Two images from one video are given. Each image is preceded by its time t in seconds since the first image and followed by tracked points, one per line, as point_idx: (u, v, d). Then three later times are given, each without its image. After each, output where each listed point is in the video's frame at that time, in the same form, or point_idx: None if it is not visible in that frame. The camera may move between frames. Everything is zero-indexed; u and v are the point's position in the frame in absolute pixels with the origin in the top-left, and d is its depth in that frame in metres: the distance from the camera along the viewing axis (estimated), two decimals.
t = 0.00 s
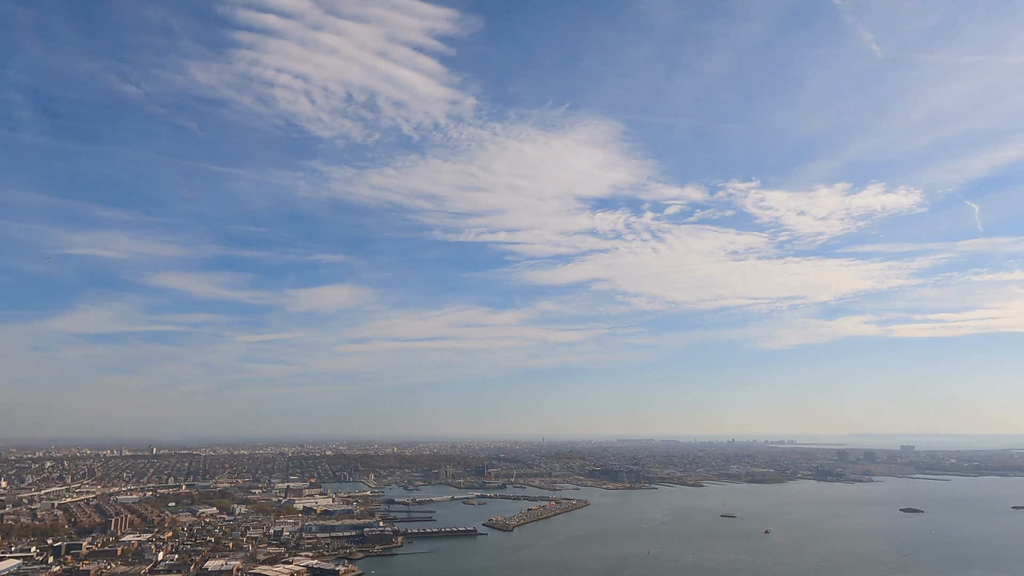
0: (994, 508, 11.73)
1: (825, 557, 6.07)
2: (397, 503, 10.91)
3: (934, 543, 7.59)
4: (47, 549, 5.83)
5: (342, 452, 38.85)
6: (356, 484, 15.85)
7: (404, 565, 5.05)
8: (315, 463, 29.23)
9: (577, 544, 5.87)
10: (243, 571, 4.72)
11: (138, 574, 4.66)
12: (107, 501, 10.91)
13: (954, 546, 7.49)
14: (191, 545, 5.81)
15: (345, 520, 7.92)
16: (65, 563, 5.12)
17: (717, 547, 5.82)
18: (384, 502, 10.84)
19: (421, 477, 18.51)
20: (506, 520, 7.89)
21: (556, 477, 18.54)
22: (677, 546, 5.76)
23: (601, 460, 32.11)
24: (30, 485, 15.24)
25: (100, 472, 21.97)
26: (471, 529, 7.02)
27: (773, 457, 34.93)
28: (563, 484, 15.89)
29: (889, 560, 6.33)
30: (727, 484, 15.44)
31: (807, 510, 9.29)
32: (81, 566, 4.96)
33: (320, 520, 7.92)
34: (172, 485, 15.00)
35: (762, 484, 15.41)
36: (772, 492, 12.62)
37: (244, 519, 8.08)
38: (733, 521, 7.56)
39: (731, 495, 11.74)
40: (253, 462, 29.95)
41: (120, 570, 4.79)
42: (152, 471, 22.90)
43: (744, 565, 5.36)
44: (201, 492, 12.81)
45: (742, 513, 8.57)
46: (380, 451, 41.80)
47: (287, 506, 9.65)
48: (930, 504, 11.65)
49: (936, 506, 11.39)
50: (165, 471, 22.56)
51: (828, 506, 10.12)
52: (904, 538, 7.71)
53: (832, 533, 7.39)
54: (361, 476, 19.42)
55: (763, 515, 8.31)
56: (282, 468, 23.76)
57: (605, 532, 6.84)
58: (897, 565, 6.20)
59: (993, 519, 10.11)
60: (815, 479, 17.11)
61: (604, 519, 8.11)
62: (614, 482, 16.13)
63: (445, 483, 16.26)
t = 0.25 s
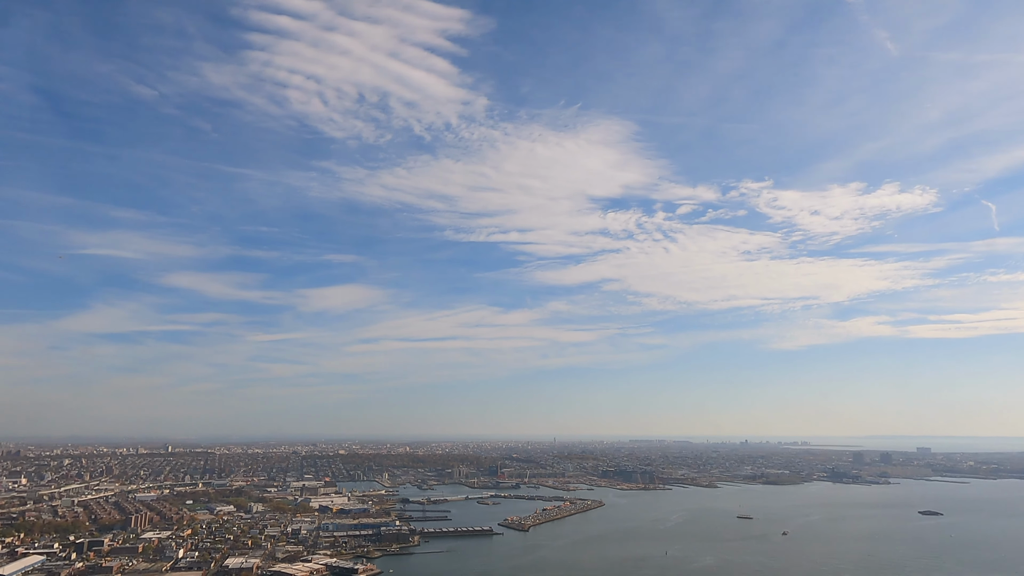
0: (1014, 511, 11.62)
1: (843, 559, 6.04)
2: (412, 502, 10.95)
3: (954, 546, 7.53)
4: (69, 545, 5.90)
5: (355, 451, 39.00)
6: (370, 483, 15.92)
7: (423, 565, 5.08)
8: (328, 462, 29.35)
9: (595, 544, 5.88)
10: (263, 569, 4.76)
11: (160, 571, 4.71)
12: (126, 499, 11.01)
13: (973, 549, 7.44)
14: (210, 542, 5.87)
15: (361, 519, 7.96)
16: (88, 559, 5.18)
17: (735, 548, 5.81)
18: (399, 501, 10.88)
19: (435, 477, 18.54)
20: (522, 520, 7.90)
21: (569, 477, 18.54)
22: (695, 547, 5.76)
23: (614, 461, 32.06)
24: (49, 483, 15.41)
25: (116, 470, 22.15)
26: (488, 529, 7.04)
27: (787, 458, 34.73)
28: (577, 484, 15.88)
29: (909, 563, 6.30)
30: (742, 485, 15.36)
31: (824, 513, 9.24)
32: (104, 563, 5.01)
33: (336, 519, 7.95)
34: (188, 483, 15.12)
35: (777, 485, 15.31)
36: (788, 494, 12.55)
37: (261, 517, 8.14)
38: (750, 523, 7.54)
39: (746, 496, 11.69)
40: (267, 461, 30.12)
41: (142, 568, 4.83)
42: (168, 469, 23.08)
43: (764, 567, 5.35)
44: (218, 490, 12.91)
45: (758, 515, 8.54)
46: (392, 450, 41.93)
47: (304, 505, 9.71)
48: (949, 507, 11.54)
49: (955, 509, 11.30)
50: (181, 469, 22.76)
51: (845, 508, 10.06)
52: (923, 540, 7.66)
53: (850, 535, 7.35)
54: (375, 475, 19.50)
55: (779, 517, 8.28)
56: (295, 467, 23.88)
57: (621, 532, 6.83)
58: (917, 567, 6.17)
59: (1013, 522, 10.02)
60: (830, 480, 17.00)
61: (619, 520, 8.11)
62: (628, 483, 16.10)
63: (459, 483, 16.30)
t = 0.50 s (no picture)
0: None
1: (863, 562, 5.99)
2: (428, 501, 10.99)
3: (976, 550, 7.44)
4: (92, 542, 5.98)
5: (369, 451, 39.18)
6: (385, 482, 16.00)
7: (439, 565, 5.09)
8: (343, 461, 29.50)
9: (611, 546, 5.85)
10: (283, 567, 4.79)
11: (182, 569, 4.75)
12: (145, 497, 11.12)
13: (997, 554, 7.33)
14: (230, 540, 5.92)
15: (378, 518, 8.01)
16: (110, 556, 5.25)
17: (753, 550, 5.78)
18: (415, 501, 10.91)
19: (449, 477, 18.56)
20: (538, 520, 7.91)
21: (584, 477, 18.53)
22: (713, 549, 5.73)
23: (627, 461, 32.01)
24: (69, 480, 15.60)
25: (134, 467, 22.35)
26: (504, 529, 7.06)
27: (803, 460, 34.47)
28: (592, 485, 15.84)
29: (930, 567, 6.23)
30: (758, 487, 15.25)
31: (843, 515, 9.16)
32: (126, 560, 5.07)
33: (354, 518, 7.99)
34: (206, 481, 15.24)
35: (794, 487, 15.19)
36: (806, 496, 12.46)
37: (279, 515, 8.21)
38: (769, 525, 7.48)
39: (763, 498, 11.61)
40: (282, 460, 30.28)
41: (164, 565, 4.88)
42: (185, 467, 23.29)
43: (782, 569, 5.32)
44: (235, 489, 13.00)
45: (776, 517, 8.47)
46: (406, 449, 42.05)
47: (320, 504, 9.77)
48: (970, 510, 11.39)
49: (976, 512, 11.15)
50: (198, 468, 22.96)
51: (864, 511, 9.96)
52: (944, 544, 7.57)
53: (869, 538, 7.28)
54: (390, 475, 19.59)
55: (797, 520, 8.22)
56: (310, 467, 24.00)
57: (638, 533, 6.81)
58: (939, 571, 6.10)
59: None
60: (847, 482, 16.83)
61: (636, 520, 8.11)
62: (642, 483, 16.05)
63: (474, 482, 16.34)
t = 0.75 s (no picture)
0: None
1: (884, 566, 5.94)
2: (443, 502, 11.02)
3: (998, 555, 7.36)
4: (114, 540, 6.04)
5: (383, 451, 39.33)
6: (400, 483, 16.06)
7: (458, 565, 5.11)
8: (357, 461, 29.64)
9: (629, 548, 5.84)
10: (303, 567, 4.82)
11: (204, 567, 4.79)
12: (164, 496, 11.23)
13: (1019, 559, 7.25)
14: (250, 539, 5.97)
15: (394, 518, 8.04)
16: (132, 554, 5.30)
17: (773, 554, 5.75)
18: (431, 501, 10.96)
19: (463, 477, 18.59)
20: (554, 521, 7.91)
21: (598, 479, 18.50)
22: (732, 552, 5.70)
23: (641, 463, 31.94)
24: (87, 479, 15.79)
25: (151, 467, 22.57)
26: (521, 530, 7.07)
27: (819, 462, 34.22)
28: (606, 486, 15.83)
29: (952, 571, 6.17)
30: (774, 489, 15.16)
31: (861, 518, 9.09)
32: (148, 558, 5.12)
33: (371, 518, 8.02)
34: (223, 480, 15.37)
35: (810, 489, 15.08)
36: (823, 499, 12.37)
37: (296, 515, 8.26)
38: (788, 528, 7.44)
39: (780, 501, 11.55)
40: (297, 460, 30.45)
41: (186, 563, 4.92)
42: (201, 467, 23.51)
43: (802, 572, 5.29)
44: (252, 488, 13.09)
45: (793, 520, 8.43)
46: (420, 450, 42.14)
47: (337, 504, 9.82)
48: (991, 514, 11.26)
49: (997, 517, 11.02)
50: (214, 467, 23.13)
51: (883, 514, 9.88)
52: (965, 548, 7.49)
53: (888, 542, 7.22)
54: (404, 475, 19.66)
55: (815, 523, 8.17)
56: (325, 467, 24.13)
57: (656, 535, 6.79)
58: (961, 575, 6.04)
59: None
60: (864, 485, 16.70)
61: (652, 522, 8.10)
62: (657, 485, 16.01)
63: (488, 484, 16.36)
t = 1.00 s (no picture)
0: None
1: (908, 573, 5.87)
2: (460, 506, 11.04)
3: None
4: (136, 541, 6.11)
5: (398, 454, 39.45)
6: (416, 487, 16.11)
7: (477, 569, 5.11)
8: (372, 465, 29.77)
9: (649, 553, 5.83)
10: (324, 569, 4.84)
11: (226, 569, 4.84)
12: (183, 498, 11.34)
13: None
14: (270, 542, 6.01)
15: (412, 522, 8.06)
16: (155, 555, 5.36)
17: (794, 560, 5.70)
18: (447, 505, 10.95)
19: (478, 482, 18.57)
20: (572, 526, 7.90)
21: (614, 483, 18.45)
22: (753, 558, 5.67)
23: (657, 467, 31.81)
24: (108, 481, 15.98)
25: (171, 469, 22.82)
26: (538, 534, 7.07)
27: (837, 467, 33.90)
28: (622, 491, 15.77)
29: None
30: (793, 495, 15.02)
31: (883, 525, 9.00)
32: (171, 559, 5.17)
33: (389, 522, 8.05)
34: (240, 483, 15.48)
35: (829, 495, 14.94)
36: (842, 505, 12.25)
37: (315, 518, 8.31)
38: (809, 534, 7.36)
39: (799, 507, 11.45)
40: (312, 463, 30.61)
41: (207, 566, 4.95)
42: (218, 469, 23.69)
43: None
44: (269, 491, 13.18)
45: (813, 526, 8.36)
46: (435, 453, 42.22)
47: (354, 507, 9.88)
48: (1015, 522, 11.10)
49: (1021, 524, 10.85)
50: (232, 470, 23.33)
51: (905, 521, 9.75)
52: (990, 556, 7.39)
53: (911, 549, 7.14)
54: (420, 479, 19.71)
55: (836, 529, 8.09)
56: (341, 470, 24.23)
57: (675, 541, 6.76)
58: None
59: None
60: (885, 492, 16.46)
61: (670, 527, 8.07)
62: (674, 490, 15.92)
63: (503, 488, 16.35)
